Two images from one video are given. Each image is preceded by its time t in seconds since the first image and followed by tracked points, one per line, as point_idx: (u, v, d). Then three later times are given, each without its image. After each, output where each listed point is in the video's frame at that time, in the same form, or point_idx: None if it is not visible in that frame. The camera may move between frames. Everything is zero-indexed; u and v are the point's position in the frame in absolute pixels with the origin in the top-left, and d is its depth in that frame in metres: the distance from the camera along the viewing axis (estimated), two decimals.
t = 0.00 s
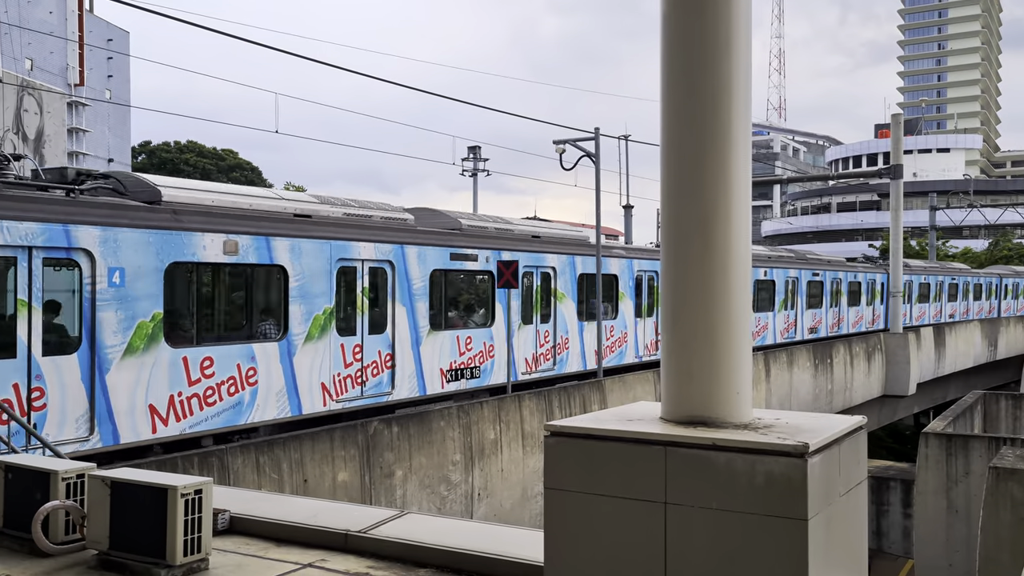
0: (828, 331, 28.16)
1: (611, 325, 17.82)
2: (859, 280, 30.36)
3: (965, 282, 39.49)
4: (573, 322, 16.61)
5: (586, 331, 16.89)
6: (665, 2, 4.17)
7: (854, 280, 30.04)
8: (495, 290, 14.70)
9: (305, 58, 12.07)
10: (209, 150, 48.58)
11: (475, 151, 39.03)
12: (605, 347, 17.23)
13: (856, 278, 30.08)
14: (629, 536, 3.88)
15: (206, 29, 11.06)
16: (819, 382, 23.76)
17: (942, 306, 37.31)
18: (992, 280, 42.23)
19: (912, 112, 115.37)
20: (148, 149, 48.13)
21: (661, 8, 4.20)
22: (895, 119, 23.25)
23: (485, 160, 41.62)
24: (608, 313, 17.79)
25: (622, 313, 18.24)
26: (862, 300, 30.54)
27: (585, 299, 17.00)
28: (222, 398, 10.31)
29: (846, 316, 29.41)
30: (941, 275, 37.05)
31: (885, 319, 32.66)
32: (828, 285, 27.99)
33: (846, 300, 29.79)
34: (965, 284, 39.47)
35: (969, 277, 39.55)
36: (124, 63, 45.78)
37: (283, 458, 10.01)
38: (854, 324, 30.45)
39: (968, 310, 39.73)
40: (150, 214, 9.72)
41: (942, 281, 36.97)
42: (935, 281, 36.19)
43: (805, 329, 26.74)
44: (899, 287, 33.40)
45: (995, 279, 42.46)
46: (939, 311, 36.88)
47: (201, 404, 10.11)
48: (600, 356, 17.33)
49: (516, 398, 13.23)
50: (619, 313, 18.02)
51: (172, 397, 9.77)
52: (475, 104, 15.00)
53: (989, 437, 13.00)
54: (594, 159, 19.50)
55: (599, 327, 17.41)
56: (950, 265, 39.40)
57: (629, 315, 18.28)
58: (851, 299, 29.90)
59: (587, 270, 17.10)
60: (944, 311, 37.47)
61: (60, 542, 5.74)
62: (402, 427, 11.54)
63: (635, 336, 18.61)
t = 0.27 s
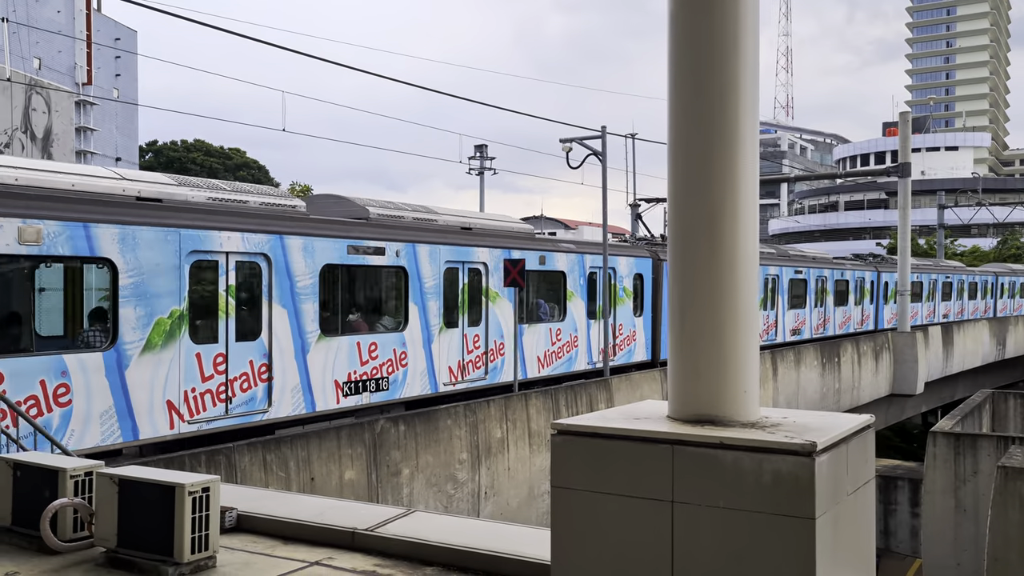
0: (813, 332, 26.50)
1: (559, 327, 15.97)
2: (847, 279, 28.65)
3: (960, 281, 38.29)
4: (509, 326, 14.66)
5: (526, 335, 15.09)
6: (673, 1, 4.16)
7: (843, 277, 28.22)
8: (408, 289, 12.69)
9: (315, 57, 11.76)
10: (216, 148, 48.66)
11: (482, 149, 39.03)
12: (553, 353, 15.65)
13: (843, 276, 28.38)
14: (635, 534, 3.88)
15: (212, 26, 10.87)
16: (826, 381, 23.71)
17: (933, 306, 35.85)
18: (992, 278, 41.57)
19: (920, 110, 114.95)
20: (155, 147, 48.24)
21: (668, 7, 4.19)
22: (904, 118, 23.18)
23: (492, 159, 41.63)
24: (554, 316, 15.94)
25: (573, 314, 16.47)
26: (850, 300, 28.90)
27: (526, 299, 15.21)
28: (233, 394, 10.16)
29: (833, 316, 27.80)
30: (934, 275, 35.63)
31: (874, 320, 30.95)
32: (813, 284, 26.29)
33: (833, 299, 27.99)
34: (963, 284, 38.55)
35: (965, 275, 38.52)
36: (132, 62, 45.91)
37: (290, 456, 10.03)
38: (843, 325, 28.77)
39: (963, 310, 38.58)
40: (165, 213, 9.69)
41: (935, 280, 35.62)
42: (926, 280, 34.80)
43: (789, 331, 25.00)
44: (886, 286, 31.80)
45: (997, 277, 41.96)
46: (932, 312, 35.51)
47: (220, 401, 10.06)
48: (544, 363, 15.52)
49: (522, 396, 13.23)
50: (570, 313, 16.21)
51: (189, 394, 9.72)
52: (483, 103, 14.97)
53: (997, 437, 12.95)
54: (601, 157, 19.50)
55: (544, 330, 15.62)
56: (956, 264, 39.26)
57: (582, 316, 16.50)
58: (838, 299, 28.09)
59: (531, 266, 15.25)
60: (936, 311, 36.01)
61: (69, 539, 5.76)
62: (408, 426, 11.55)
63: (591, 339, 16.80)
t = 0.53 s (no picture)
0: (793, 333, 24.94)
1: (490, 331, 14.47)
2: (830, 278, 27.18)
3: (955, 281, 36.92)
4: (428, 328, 13.18)
5: (448, 340, 13.48)
6: None
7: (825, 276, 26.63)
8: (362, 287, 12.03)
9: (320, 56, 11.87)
10: (223, 147, 48.69)
11: (489, 148, 39.00)
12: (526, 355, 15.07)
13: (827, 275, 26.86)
14: (642, 533, 3.87)
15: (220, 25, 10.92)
16: (834, 380, 23.65)
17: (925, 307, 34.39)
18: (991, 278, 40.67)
19: (928, 109, 114.49)
20: (162, 146, 48.31)
21: (676, 4, 4.18)
22: (912, 116, 23.06)
23: (499, 158, 41.62)
24: (486, 318, 14.45)
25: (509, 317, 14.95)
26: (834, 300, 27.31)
27: (447, 299, 13.63)
28: (256, 390, 10.54)
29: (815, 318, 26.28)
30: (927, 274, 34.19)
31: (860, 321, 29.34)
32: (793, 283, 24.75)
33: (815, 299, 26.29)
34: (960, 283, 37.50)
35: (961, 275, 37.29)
36: (139, 62, 46.03)
37: (297, 454, 10.05)
38: (826, 326, 27.17)
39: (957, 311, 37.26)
40: (175, 211, 9.84)
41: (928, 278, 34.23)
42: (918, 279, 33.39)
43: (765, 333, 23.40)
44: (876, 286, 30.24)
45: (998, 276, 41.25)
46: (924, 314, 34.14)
47: (236, 395, 10.30)
48: (469, 372, 13.96)
49: (529, 395, 13.23)
50: (504, 316, 14.71)
51: (210, 389, 10.00)
52: (491, 101, 14.94)
53: (1006, 436, 12.90)
54: (608, 156, 19.49)
55: (471, 334, 14.06)
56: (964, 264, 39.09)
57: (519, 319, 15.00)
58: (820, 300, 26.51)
59: (454, 262, 13.67)
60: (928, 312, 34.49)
61: (77, 537, 5.78)
62: (415, 424, 11.55)
63: (530, 344, 15.30)
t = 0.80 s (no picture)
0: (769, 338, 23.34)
1: (400, 337, 12.26)
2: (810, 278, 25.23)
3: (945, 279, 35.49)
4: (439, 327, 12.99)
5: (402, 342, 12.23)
6: None
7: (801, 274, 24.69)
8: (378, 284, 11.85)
9: (317, 53, 11.75)
10: (225, 146, 48.71)
11: (492, 147, 38.97)
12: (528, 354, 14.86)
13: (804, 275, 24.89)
14: (644, 531, 3.87)
15: (226, 25, 10.86)
16: (836, 379, 23.63)
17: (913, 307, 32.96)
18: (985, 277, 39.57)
19: (931, 107, 114.29)
20: (165, 145, 48.36)
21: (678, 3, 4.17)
22: (914, 115, 23.04)
23: (501, 157, 41.62)
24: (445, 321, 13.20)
25: (424, 320, 12.78)
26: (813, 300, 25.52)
27: (342, 300, 11.40)
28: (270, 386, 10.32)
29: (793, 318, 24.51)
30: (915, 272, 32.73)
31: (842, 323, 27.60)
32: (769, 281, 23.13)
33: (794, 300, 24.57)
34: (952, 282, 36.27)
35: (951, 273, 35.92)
36: (142, 60, 46.06)
37: (299, 453, 10.04)
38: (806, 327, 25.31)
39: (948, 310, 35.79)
40: (194, 210, 9.62)
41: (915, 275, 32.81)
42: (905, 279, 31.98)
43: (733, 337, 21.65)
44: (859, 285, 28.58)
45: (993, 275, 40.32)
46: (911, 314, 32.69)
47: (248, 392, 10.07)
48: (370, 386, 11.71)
49: (531, 394, 13.23)
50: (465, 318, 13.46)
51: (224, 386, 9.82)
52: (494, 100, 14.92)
53: (1009, 436, 12.88)
54: (611, 155, 19.49)
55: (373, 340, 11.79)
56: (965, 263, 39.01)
57: (437, 322, 12.88)
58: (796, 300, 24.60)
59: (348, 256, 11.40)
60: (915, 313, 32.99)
61: (79, 535, 5.79)
62: (417, 423, 11.56)
63: (450, 351, 13.18)
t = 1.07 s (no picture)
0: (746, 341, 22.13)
1: (421, 334, 13.04)
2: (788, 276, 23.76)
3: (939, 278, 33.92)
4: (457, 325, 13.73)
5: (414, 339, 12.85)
6: None
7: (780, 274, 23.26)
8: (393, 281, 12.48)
9: (319, 50, 11.82)
10: (234, 144, 48.84)
11: (500, 145, 38.95)
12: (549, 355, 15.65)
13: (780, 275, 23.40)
14: (653, 530, 3.86)
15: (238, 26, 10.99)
16: (844, 378, 23.55)
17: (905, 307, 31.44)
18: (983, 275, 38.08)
19: (941, 105, 113.78)
20: (174, 144, 48.54)
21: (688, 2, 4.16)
22: (924, 113, 22.94)
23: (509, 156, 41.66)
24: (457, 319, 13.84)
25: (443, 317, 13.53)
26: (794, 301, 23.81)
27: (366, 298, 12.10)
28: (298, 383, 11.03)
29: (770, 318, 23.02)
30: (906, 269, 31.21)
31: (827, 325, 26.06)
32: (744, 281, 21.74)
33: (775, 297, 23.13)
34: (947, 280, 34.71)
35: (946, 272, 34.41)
36: (151, 60, 46.21)
37: (307, 451, 10.06)
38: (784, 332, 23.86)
39: (942, 310, 34.24)
40: (191, 207, 9.92)
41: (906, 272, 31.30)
42: (896, 277, 30.48)
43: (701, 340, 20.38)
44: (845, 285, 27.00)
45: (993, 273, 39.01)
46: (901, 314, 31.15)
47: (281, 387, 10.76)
48: (245, 402, 10.35)
49: (539, 393, 13.23)
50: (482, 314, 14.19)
51: (256, 382, 10.46)
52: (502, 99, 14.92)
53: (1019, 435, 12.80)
54: (619, 154, 19.46)
55: (251, 348, 10.44)
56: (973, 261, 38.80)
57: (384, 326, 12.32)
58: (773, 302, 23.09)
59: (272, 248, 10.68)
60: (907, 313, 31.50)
61: (89, 532, 5.82)
62: (425, 422, 11.57)
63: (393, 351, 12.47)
